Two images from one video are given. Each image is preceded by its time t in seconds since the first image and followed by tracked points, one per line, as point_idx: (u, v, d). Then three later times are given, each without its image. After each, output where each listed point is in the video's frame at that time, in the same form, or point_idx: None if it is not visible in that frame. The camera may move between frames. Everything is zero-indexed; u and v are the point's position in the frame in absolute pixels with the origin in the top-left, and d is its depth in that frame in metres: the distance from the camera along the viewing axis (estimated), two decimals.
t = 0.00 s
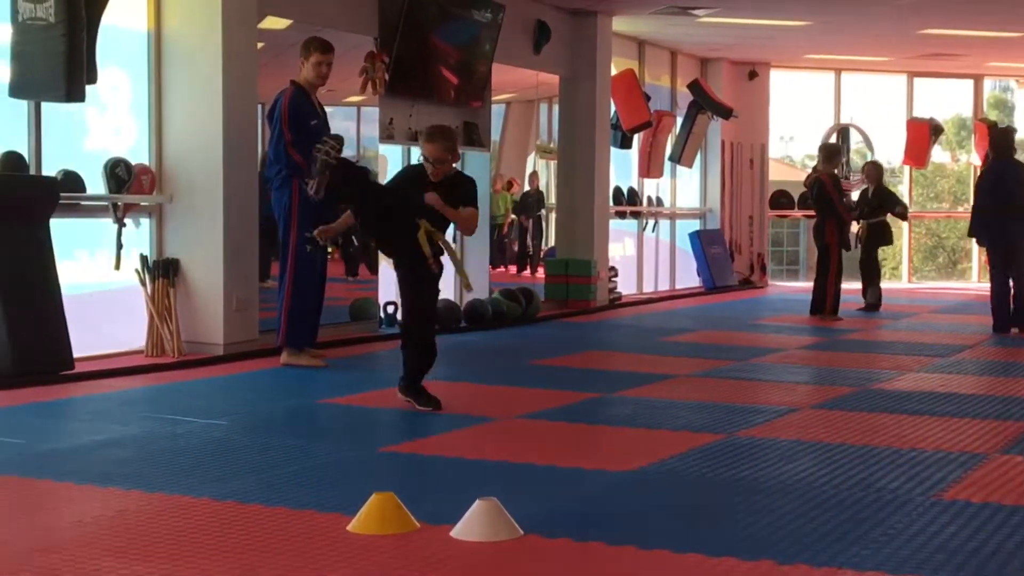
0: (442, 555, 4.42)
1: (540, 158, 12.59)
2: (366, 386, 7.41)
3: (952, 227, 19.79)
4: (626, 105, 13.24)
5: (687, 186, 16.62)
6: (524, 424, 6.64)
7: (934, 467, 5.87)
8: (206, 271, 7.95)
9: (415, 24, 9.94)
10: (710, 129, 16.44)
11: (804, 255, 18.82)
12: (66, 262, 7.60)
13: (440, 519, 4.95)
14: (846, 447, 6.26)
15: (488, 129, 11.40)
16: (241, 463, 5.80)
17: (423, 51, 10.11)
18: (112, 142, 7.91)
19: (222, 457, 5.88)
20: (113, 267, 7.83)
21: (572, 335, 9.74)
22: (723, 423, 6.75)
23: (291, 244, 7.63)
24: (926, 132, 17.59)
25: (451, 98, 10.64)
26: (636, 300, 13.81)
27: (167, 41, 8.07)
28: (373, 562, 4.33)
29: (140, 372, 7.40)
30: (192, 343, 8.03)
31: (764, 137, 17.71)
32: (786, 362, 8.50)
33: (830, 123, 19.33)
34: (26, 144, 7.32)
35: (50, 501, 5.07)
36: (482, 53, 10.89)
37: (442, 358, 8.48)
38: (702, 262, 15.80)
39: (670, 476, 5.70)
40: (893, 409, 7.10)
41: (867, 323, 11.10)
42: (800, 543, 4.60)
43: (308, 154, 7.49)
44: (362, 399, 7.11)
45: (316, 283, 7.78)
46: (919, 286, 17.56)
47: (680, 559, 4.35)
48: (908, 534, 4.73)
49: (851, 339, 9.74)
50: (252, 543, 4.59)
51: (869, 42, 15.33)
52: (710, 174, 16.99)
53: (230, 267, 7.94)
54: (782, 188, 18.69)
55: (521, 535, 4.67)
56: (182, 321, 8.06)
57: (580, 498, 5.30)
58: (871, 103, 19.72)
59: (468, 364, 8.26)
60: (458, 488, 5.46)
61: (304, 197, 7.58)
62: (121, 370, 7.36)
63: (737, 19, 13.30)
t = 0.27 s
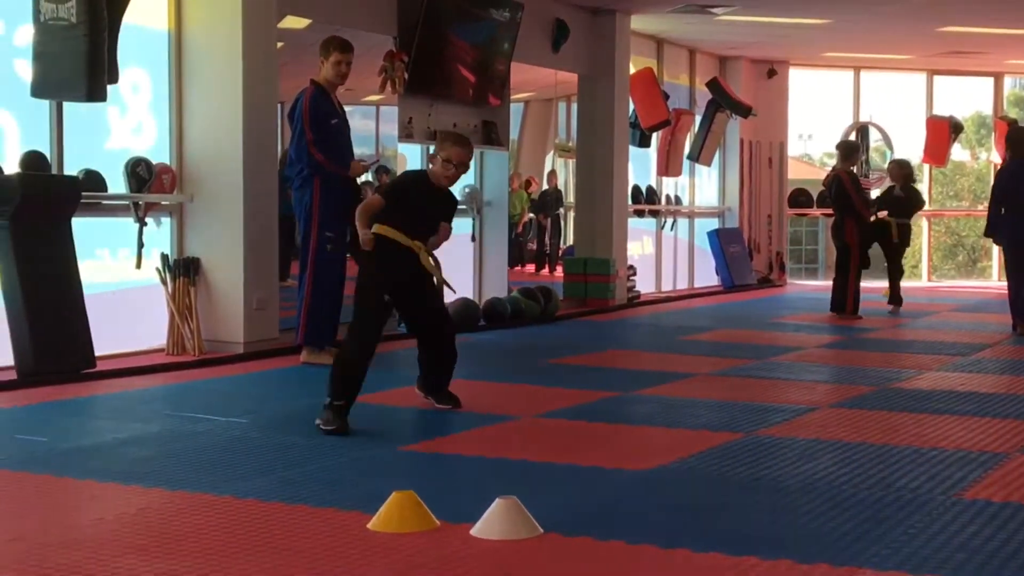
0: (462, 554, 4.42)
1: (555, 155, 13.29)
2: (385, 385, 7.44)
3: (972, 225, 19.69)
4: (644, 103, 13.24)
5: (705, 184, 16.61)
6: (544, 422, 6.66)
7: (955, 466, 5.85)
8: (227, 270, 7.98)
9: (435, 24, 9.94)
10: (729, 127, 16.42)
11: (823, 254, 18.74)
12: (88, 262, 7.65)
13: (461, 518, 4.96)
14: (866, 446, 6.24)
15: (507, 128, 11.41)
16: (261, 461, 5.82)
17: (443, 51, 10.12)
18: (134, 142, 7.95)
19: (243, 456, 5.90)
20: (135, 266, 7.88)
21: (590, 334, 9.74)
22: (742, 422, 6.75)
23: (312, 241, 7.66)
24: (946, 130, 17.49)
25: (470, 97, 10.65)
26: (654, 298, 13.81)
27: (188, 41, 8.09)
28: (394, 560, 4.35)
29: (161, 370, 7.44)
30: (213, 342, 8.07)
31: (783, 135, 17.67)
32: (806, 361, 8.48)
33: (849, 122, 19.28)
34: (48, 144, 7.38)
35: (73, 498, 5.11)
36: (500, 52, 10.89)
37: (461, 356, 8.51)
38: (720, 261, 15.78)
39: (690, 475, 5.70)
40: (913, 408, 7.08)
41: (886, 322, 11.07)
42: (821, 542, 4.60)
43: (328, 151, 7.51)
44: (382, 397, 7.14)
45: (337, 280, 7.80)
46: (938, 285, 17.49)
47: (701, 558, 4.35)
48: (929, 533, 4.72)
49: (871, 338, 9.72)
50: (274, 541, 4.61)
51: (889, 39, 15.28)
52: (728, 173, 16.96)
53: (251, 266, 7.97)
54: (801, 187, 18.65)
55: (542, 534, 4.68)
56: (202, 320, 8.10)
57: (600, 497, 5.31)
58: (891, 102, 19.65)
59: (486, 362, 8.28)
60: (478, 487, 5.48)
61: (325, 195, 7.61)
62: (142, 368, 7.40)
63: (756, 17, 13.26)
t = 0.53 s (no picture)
0: (478, 552, 4.43)
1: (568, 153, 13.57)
2: (400, 385, 7.45)
3: (988, 223, 19.60)
4: (658, 102, 13.26)
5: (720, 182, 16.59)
6: (559, 421, 6.66)
7: (971, 465, 5.84)
8: (242, 269, 8.01)
9: (450, 25, 9.94)
10: (743, 125, 16.40)
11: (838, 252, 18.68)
12: (104, 261, 7.69)
13: (476, 516, 4.97)
14: (882, 445, 6.23)
15: (521, 127, 11.41)
16: (277, 460, 5.83)
17: (457, 50, 10.13)
18: (149, 141, 7.98)
19: (259, 454, 5.92)
20: (152, 265, 7.96)
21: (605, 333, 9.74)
22: (757, 421, 6.74)
23: (331, 240, 7.66)
24: (961, 127, 17.43)
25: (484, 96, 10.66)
26: (669, 297, 13.79)
27: (204, 41, 8.12)
28: (410, 558, 4.36)
29: (177, 369, 7.47)
30: (229, 340, 8.11)
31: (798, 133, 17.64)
32: (822, 360, 8.47)
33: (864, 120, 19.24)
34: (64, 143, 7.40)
35: (90, 496, 5.12)
36: (515, 53, 10.89)
37: (476, 355, 8.52)
38: (735, 259, 15.76)
39: (705, 474, 5.70)
40: (929, 407, 7.06)
41: (902, 321, 11.04)
42: (837, 541, 4.59)
43: (347, 152, 7.53)
44: (396, 397, 7.15)
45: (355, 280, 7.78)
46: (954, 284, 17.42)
47: (717, 557, 4.35)
48: (945, 532, 4.71)
49: (886, 336, 9.70)
50: (290, 540, 4.62)
51: (905, 37, 15.24)
52: (743, 171, 16.94)
53: (265, 265, 8.00)
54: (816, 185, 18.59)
55: (558, 533, 4.69)
56: (218, 318, 8.12)
57: (616, 495, 5.31)
58: (906, 100, 19.61)
59: (500, 361, 8.29)
60: (494, 485, 5.48)
61: (344, 194, 7.62)
62: (157, 367, 7.43)
63: (771, 15, 13.24)
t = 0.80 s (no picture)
0: (493, 550, 4.44)
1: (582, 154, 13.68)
2: (414, 384, 7.46)
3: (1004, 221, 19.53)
4: (672, 100, 13.27)
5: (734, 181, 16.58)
6: (573, 420, 6.66)
7: (988, 464, 5.82)
8: (258, 269, 8.03)
9: (463, 23, 9.95)
10: (757, 124, 16.39)
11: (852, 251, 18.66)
12: (120, 260, 7.72)
13: (492, 515, 4.97)
14: (898, 444, 6.21)
15: (535, 127, 11.42)
16: (293, 459, 5.85)
17: (470, 48, 10.14)
18: (165, 142, 8.00)
19: (275, 453, 5.93)
20: (167, 265, 7.96)
21: (619, 332, 9.74)
22: (772, 419, 6.73)
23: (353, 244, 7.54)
24: (976, 125, 17.37)
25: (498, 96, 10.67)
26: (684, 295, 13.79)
27: (218, 42, 8.13)
28: (426, 557, 4.36)
29: (192, 368, 7.49)
30: (244, 339, 8.12)
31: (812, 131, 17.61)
32: (838, 358, 8.45)
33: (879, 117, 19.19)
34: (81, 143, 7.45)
35: (107, 495, 5.15)
36: (528, 51, 10.89)
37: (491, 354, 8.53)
38: (749, 257, 15.74)
39: (720, 473, 5.69)
40: (945, 406, 7.04)
41: (917, 320, 11.00)
42: (853, 540, 4.58)
43: (370, 154, 7.54)
44: (411, 395, 7.16)
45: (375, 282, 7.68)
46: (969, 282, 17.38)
47: (732, 556, 4.34)
48: (962, 531, 4.69)
49: (902, 334, 9.67)
50: (306, 538, 4.63)
51: (920, 34, 15.19)
52: (757, 169, 16.92)
53: (281, 264, 8.02)
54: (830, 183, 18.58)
55: (573, 531, 4.69)
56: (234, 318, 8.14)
57: (631, 494, 5.31)
58: (921, 98, 19.56)
59: (515, 360, 8.29)
60: (509, 484, 5.49)
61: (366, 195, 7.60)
62: (173, 367, 7.45)
63: (785, 13, 13.22)
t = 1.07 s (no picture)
0: (512, 549, 4.45)
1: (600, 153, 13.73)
2: (432, 383, 7.47)
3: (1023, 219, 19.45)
4: (689, 99, 13.25)
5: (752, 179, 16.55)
6: (592, 419, 6.67)
7: (1010, 463, 5.80)
8: (277, 269, 8.05)
9: (481, 23, 9.96)
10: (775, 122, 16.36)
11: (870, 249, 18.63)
12: (140, 260, 7.76)
13: (511, 514, 4.98)
14: (918, 443, 6.20)
15: (553, 126, 11.42)
16: (312, 458, 5.87)
17: (488, 48, 10.15)
18: (184, 142, 8.04)
19: (296, 452, 5.96)
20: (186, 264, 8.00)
21: (637, 330, 9.74)
22: (791, 418, 6.72)
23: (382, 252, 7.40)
24: (995, 123, 17.30)
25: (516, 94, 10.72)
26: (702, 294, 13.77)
27: (237, 42, 8.16)
28: (445, 555, 4.37)
29: (210, 367, 7.52)
30: (263, 339, 8.15)
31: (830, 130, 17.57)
32: (856, 357, 8.43)
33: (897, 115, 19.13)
34: (101, 144, 7.48)
35: (127, 494, 5.17)
36: (546, 50, 10.88)
37: (508, 353, 8.53)
38: (767, 256, 15.72)
39: (739, 471, 5.69)
40: (965, 404, 7.02)
41: (935, 318, 10.97)
42: (873, 538, 4.58)
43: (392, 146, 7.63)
44: (429, 395, 7.17)
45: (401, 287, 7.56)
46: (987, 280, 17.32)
47: (752, 555, 4.34)
48: (983, 529, 4.68)
49: (921, 333, 9.64)
50: (326, 537, 4.65)
51: (939, 31, 15.13)
52: (774, 168, 16.90)
53: (299, 264, 8.04)
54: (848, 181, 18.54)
55: (592, 530, 4.69)
56: (253, 318, 8.17)
57: (650, 493, 5.31)
58: (938, 95, 19.49)
59: (532, 359, 8.30)
60: (528, 483, 5.50)
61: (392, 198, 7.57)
62: (192, 366, 7.48)
63: (803, 11, 13.19)
